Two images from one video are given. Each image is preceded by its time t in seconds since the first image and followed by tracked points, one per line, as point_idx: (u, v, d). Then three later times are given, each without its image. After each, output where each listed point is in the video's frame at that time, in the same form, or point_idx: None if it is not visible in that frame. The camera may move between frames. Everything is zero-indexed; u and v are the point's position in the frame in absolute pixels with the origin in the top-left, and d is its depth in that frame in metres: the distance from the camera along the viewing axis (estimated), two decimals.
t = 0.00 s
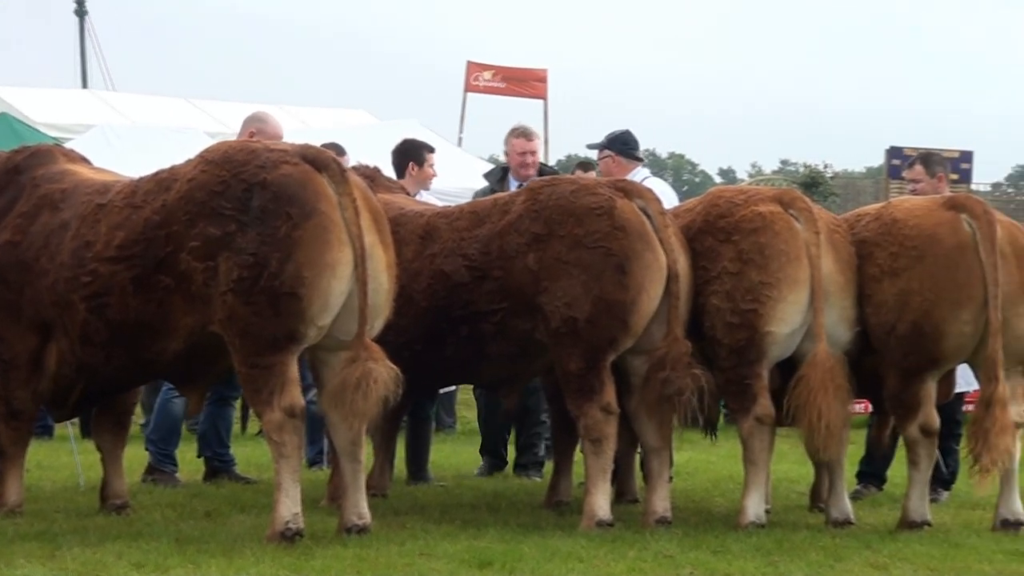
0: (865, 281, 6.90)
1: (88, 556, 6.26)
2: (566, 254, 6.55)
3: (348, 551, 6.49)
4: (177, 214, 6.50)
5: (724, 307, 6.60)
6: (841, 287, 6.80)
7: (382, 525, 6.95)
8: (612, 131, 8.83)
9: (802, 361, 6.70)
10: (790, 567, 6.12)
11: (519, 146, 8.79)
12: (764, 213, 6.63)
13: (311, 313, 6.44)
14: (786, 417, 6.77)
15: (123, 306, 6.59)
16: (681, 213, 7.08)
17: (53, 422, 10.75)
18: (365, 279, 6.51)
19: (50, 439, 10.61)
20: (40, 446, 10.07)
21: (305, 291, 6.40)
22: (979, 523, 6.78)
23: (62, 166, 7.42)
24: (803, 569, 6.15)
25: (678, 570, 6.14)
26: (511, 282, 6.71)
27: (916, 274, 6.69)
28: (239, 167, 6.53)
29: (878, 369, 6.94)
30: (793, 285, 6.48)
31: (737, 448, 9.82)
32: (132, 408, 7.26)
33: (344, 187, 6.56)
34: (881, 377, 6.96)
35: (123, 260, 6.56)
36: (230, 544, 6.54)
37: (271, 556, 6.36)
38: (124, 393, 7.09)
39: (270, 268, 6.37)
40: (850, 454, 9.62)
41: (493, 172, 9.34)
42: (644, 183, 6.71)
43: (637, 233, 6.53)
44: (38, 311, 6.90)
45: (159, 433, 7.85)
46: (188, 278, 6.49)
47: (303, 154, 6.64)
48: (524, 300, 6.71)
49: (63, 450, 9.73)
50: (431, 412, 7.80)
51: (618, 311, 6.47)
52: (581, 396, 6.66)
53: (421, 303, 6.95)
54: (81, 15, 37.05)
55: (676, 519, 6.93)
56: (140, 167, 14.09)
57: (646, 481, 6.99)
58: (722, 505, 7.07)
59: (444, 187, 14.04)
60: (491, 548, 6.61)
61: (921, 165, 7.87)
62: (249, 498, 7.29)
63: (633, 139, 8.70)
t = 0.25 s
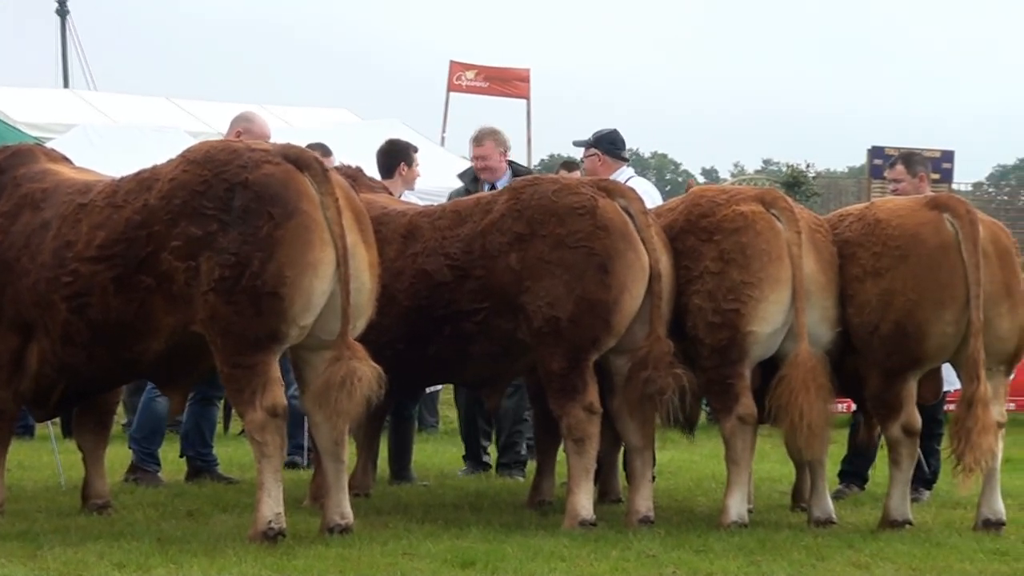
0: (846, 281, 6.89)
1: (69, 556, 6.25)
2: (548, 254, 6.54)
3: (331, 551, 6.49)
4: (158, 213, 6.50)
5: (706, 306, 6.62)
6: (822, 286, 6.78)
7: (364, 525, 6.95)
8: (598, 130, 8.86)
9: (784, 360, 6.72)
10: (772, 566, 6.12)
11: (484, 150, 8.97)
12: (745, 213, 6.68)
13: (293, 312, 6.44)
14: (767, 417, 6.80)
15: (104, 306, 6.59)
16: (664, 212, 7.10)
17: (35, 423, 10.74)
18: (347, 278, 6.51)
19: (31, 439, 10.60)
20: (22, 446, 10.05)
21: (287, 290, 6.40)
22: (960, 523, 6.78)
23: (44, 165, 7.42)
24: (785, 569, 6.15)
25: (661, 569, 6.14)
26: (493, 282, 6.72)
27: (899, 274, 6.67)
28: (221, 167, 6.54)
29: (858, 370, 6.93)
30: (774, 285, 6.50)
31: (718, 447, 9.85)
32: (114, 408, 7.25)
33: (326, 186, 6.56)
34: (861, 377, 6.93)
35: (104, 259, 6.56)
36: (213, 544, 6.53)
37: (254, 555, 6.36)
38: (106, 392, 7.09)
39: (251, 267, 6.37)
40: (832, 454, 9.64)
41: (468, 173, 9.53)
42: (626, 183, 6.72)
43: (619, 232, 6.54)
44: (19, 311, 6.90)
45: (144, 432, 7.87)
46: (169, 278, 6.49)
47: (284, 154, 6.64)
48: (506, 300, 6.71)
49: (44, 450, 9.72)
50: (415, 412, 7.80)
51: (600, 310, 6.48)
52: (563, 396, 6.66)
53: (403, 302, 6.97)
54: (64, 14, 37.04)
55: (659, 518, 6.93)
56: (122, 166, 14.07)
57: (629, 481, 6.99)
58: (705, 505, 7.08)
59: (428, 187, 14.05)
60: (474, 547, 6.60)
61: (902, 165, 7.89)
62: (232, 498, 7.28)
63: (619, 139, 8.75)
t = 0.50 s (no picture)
0: (828, 283, 6.88)
1: (50, 558, 6.25)
2: (530, 256, 6.55)
3: (314, 553, 6.49)
4: (139, 215, 6.50)
5: (687, 308, 6.62)
6: (803, 288, 6.82)
7: (347, 526, 6.95)
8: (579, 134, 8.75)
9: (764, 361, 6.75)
10: (754, 567, 6.13)
11: (444, 159, 9.30)
12: (727, 214, 6.65)
13: (276, 314, 6.44)
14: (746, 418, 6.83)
15: (85, 308, 6.58)
16: (646, 214, 7.08)
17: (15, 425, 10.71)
18: (330, 280, 6.52)
19: (11, 441, 10.57)
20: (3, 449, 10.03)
21: (270, 292, 6.40)
22: (941, 524, 6.80)
23: (24, 167, 7.41)
24: (768, 571, 6.15)
25: (643, 571, 6.14)
26: (475, 283, 6.72)
27: (884, 276, 6.64)
28: (203, 169, 6.53)
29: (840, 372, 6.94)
30: (756, 287, 6.50)
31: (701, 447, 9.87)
32: (95, 409, 7.24)
33: (308, 188, 6.57)
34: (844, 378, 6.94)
35: (85, 261, 6.55)
36: (195, 546, 6.53)
37: (236, 557, 6.36)
38: (87, 394, 7.08)
39: (234, 269, 6.36)
40: (813, 455, 9.66)
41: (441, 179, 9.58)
42: (608, 184, 6.70)
43: (602, 234, 6.54)
44: None
45: (129, 432, 7.85)
46: (151, 280, 6.48)
47: (267, 155, 6.63)
48: (488, 301, 6.72)
49: (26, 452, 9.70)
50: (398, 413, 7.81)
51: (582, 312, 6.48)
52: (545, 398, 6.66)
53: (385, 304, 6.97)
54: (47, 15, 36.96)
55: (642, 520, 6.93)
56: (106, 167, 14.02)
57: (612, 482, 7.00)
58: (687, 506, 7.09)
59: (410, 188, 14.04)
60: (456, 549, 6.60)
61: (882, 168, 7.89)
62: (213, 501, 7.27)
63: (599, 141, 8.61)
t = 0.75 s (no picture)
0: (805, 284, 6.86)
1: (27, 558, 6.26)
2: (508, 256, 6.54)
3: (293, 553, 6.48)
4: (116, 216, 6.50)
5: (663, 308, 6.71)
6: (778, 288, 6.80)
7: (326, 526, 6.95)
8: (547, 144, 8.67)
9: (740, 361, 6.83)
10: (732, 567, 6.12)
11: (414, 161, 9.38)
12: (702, 215, 6.74)
13: (254, 315, 6.44)
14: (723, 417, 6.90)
15: (62, 308, 6.57)
16: (620, 213, 7.14)
17: None
18: (309, 281, 6.53)
19: None
20: None
21: (248, 292, 6.39)
22: (920, 524, 6.80)
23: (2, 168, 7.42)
24: (746, 570, 6.14)
25: (622, 571, 6.13)
26: (452, 283, 6.73)
27: (865, 278, 6.62)
28: (180, 169, 6.53)
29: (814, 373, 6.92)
30: (731, 288, 6.58)
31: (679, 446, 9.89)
32: (74, 410, 7.24)
33: (286, 188, 6.57)
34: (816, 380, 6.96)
35: (62, 261, 6.55)
36: (173, 546, 6.52)
37: (214, 557, 6.35)
38: (66, 394, 7.08)
39: (211, 270, 6.36)
40: (794, 454, 9.67)
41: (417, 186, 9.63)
42: (585, 184, 6.71)
43: (579, 234, 6.53)
44: None
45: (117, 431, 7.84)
46: (128, 280, 6.48)
47: (245, 156, 6.63)
48: (466, 301, 6.72)
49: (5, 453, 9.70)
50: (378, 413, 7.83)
51: (560, 313, 6.47)
52: (524, 398, 6.66)
53: (364, 304, 6.98)
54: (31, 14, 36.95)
55: (621, 520, 6.93)
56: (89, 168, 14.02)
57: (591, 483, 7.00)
58: (667, 506, 7.10)
59: (392, 188, 14.03)
60: (436, 550, 6.59)
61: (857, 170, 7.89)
62: (192, 500, 7.31)
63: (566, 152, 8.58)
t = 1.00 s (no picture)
0: (786, 283, 6.87)
1: (4, 558, 6.25)
2: (481, 255, 6.61)
3: (271, 553, 6.47)
4: (93, 216, 6.50)
5: (640, 308, 6.76)
6: (754, 287, 6.81)
7: (304, 526, 6.95)
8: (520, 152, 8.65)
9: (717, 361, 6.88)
10: (710, 566, 6.11)
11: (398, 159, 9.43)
12: (677, 214, 6.81)
13: (232, 315, 6.43)
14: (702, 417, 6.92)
15: (38, 308, 6.56)
16: (597, 213, 7.22)
17: None
18: (286, 280, 6.51)
19: None
20: None
21: (225, 292, 6.39)
22: (897, 523, 6.82)
23: None
24: (725, 569, 6.13)
25: (601, 570, 6.11)
26: (428, 283, 6.79)
27: (847, 275, 6.60)
28: (157, 169, 6.52)
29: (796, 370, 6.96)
30: (707, 287, 6.64)
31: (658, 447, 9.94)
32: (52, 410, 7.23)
33: (264, 188, 6.56)
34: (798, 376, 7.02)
35: (38, 262, 6.54)
36: (151, 546, 6.51)
37: (192, 557, 6.33)
38: (43, 395, 7.07)
39: (189, 269, 6.36)
40: (772, 455, 9.69)
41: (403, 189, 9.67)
42: (560, 182, 6.78)
43: (553, 234, 6.60)
44: None
45: (114, 434, 7.76)
46: (105, 280, 6.48)
47: (222, 155, 6.63)
48: (442, 301, 6.78)
49: None
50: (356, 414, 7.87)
51: (535, 313, 6.53)
52: (501, 398, 6.68)
53: (341, 305, 7.03)
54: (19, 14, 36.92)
55: (600, 520, 6.93)
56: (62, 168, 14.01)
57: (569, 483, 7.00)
58: (645, 505, 7.11)
59: (373, 188, 14.05)
60: (415, 549, 6.57)
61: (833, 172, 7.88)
62: (170, 500, 7.33)
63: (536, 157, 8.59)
